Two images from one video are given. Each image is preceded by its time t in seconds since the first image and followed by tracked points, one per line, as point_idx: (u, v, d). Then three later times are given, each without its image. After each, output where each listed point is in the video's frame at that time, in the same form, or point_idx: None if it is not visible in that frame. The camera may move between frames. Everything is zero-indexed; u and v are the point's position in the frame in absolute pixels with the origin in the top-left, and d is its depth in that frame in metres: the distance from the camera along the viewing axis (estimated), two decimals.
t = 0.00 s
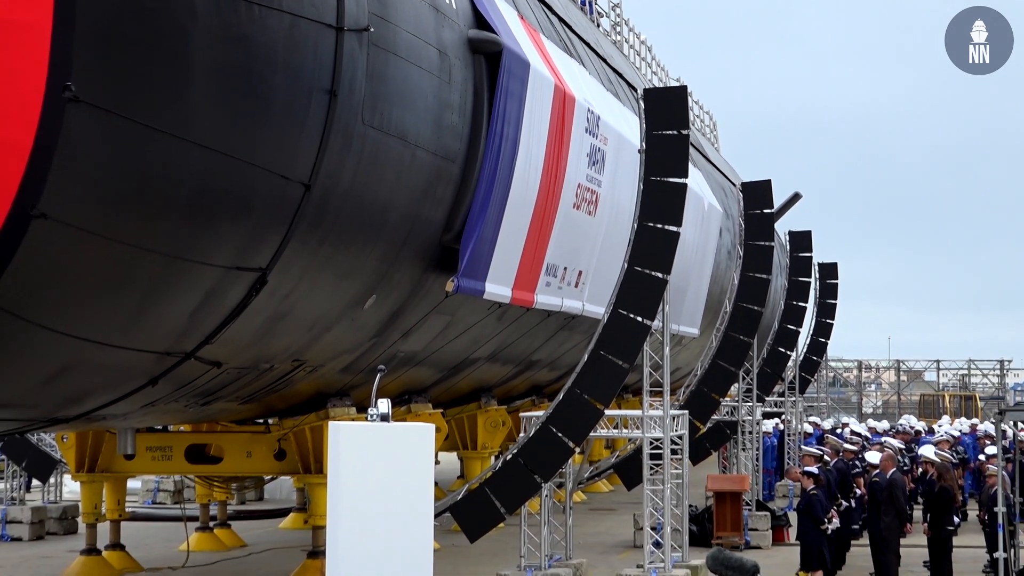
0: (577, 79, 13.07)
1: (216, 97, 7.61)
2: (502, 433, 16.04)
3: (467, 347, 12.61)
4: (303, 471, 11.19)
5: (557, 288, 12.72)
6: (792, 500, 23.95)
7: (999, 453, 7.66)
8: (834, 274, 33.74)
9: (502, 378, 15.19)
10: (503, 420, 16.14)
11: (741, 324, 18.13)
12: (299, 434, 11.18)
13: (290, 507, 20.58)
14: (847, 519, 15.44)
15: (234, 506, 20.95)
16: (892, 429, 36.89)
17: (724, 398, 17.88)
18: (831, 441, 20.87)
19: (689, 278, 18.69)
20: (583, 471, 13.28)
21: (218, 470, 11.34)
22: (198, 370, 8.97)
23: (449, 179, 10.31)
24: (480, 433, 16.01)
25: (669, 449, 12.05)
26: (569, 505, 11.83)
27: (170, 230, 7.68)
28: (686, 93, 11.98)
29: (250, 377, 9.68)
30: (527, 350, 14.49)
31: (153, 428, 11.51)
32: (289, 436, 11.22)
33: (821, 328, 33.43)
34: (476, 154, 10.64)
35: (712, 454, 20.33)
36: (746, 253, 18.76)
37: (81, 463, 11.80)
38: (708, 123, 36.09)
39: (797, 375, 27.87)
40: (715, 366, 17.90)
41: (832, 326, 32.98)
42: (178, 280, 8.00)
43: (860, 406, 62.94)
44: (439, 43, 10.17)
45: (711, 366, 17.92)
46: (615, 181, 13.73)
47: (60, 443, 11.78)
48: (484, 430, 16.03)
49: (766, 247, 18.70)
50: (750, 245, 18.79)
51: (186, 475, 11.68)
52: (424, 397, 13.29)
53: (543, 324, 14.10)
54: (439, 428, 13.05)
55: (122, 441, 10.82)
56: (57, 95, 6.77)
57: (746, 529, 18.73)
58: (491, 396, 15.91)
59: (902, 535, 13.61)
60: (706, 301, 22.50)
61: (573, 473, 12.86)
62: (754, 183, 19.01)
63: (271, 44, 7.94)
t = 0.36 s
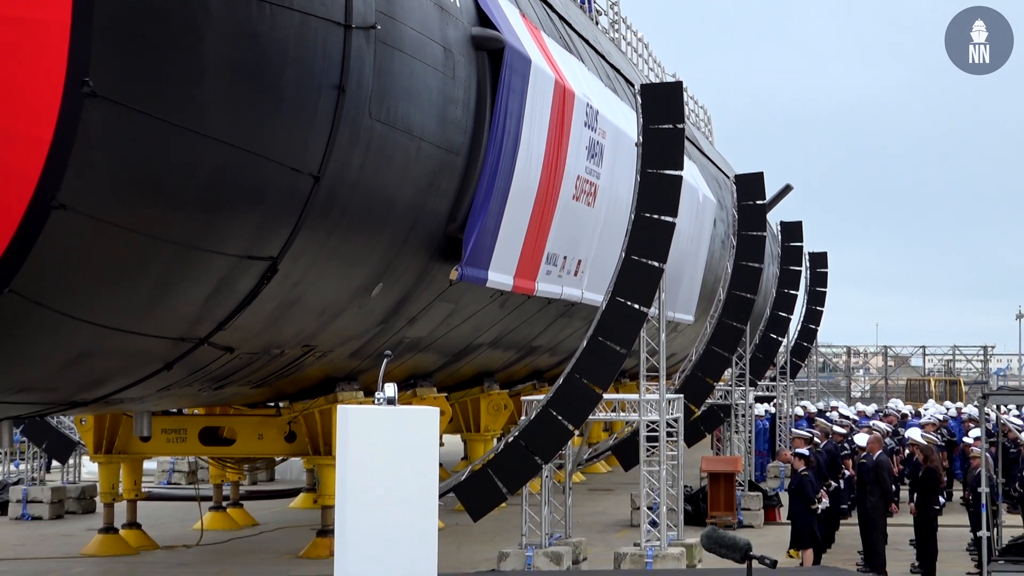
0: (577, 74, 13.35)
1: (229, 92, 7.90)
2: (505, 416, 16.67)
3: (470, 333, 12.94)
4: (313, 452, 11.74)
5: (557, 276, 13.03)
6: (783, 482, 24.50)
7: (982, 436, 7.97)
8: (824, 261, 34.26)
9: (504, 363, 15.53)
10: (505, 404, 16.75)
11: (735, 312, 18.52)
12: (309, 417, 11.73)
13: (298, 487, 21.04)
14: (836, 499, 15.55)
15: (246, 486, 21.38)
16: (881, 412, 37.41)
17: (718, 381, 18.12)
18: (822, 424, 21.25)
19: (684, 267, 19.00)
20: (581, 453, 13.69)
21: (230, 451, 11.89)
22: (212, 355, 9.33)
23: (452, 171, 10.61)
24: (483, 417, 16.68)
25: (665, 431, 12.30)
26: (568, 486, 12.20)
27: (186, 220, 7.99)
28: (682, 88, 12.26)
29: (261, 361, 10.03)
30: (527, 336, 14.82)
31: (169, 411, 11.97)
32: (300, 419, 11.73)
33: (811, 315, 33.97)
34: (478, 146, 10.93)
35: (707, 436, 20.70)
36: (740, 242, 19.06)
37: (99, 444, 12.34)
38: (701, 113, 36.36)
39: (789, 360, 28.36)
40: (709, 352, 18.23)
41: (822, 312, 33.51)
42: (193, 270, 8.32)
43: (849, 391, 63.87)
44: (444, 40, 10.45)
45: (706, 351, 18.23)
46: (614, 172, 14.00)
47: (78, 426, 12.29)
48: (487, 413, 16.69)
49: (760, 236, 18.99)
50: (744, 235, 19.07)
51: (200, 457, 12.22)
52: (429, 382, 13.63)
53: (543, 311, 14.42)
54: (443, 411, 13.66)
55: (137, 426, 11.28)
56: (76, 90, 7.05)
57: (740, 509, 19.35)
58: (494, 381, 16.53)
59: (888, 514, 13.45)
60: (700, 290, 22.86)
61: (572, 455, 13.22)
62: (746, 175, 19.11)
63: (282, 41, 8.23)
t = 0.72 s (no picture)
0: (576, 74, 13.63)
1: (240, 91, 8.18)
2: (506, 404, 17.11)
3: (473, 324, 13.25)
4: (321, 439, 12.04)
5: (557, 269, 13.33)
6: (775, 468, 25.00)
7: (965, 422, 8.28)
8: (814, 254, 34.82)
9: (505, 353, 15.84)
10: (507, 392, 17.22)
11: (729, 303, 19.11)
12: (317, 406, 12.05)
13: (307, 473, 21.51)
14: (826, 485, 15.86)
15: (259, 472, 21.80)
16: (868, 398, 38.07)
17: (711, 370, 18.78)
18: (812, 412, 21.69)
19: (680, 260, 19.38)
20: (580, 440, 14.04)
21: (241, 438, 12.25)
22: (224, 345, 9.66)
23: (456, 168, 10.89)
24: (485, 404, 17.14)
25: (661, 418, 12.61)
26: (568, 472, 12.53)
27: (198, 215, 8.29)
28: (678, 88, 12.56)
29: (272, 351, 10.37)
30: (528, 328, 15.13)
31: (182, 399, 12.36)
32: (309, 407, 12.07)
33: (803, 307, 34.56)
34: (481, 144, 11.21)
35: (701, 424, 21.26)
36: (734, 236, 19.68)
37: (115, 431, 12.70)
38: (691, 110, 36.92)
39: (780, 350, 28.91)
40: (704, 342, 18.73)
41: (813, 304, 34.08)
42: (205, 263, 8.62)
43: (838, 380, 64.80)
44: (447, 41, 10.72)
45: (700, 342, 18.76)
46: (612, 169, 14.28)
47: (95, 413, 12.70)
48: (489, 401, 17.12)
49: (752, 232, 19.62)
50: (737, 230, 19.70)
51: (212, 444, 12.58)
52: (433, 371, 13.96)
53: (543, 303, 14.73)
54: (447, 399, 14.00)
55: (153, 412, 11.71)
56: (92, 90, 7.31)
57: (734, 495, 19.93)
58: (496, 370, 16.83)
59: (876, 499, 13.77)
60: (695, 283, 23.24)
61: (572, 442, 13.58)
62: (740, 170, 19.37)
63: (291, 42, 8.50)
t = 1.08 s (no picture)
0: (575, 77, 13.93)
1: (251, 93, 8.48)
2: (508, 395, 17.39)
3: (476, 318, 13.55)
4: (329, 429, 12.37)
5: (557, 265, 13.64)
6: (768, 458, 25.48)
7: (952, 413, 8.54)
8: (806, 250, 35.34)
9: (506, 347, 16.17)
10: (508, 383, 17.56)
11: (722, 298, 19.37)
12: (325, 397, 12.41)
13: (315, 462, 21.92)
14: (816, 473, 16.10)
15: (269, 461, 22.18)
16: (859, 388, 38.54)
17: (705, 362, 19.09)
18: (804, 403, 22.07)
19: (676, 256, 19.70)
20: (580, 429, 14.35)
21: (252, 428, 12.56)
22: (235, 338, 9.99)
23: (459, 167, 11.19)
24: (488, 396, 17.44)
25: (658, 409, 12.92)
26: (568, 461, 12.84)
27: (211, 212, 8.59)
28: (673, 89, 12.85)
29: (281, 344, 10.69)
30: (529, 321, 15.44)
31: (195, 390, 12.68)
32: (317, 398, 12.42)
33: (795, 301, 35.05)
34: (484, 143, 11.50)
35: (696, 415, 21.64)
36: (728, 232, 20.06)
37: (129, 421, 13.00)
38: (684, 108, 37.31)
39: (772, 342, 29.43)
40: (698, 336, 19.03)
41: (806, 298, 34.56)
42: (217, 258, 8.92)
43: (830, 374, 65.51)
44: (451, 45, 11.02)
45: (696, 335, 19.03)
46: (610, 167, 14.56)
47: (111, 404, 12.99)
48: (491, 393, 17.51)
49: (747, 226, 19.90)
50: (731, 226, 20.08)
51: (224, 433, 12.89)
52: (436, 363, 14.28)
53: (543, 298, 15.04)
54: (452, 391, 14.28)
55: (167, 403, 12.03)
56: (108, 92, 7.59)
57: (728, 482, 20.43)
58: (497, 363, 17.15)
59: (864, 488, 14.05)
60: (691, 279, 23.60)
61: (571, 431, 13.90)
62: (735, 170, 20.18)
63: (301, 45, 8.79)
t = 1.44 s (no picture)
0: (574, 79, 14.24)
1: (262, 95, 8.77)
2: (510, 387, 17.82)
3: (479, 313, 13.86)
4: (337, 420, 12.76)
5: (557, 262, 13.95)
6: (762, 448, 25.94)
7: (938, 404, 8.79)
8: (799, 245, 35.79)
9: (508, 341, 16.49)
10: (511, 376, 18.01)
11: (718, 293, 19.73)
12: (333, 388, 12.78)
13: (322, 452, 22.34)
14: (807, 463, 16.32)
15: (278, 451, 22.55)
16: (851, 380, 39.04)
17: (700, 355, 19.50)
18: (796, 395, 22.44)
19: (671, 253, 20.05)
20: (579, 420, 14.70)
21: (263, 419, 12.91)
22: (246, 332, 10.31)
23: (462, 166, 11.49)
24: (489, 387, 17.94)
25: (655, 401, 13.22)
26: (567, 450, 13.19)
27: (223, 210, 8.90)
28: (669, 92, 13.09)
29: (290, 338, 11.00)
30: (530, 316, 15.75)
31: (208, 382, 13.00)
32: (325, 390, 12.79)
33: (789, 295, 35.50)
34: (486, 144, 11.80)
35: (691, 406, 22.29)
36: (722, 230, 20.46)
37: (144, 412, 13.33)
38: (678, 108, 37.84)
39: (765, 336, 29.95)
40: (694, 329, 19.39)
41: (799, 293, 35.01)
42: (229, 254, 9.22)
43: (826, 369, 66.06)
44: (455, 48, 11.31)
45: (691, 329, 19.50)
46: (607, 167, 14.87)
47: (126, 396, 13.31)
48: (493, 385, 17.87)
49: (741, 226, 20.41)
50: (726, 224, 20.47)
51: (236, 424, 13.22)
52: (440, 356, 14.60)
53: (544, 294, 15.35)
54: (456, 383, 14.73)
55: (180, 394, 12.36)
56: (123, 94, 7.88)
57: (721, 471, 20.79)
58: (499, 356, 17.47)
59: (852, 477, 14.37)
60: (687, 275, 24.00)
61: (570, 421, 14.27)
62: (727, 170, 20.60)
63: (310, 49, 9.09)
